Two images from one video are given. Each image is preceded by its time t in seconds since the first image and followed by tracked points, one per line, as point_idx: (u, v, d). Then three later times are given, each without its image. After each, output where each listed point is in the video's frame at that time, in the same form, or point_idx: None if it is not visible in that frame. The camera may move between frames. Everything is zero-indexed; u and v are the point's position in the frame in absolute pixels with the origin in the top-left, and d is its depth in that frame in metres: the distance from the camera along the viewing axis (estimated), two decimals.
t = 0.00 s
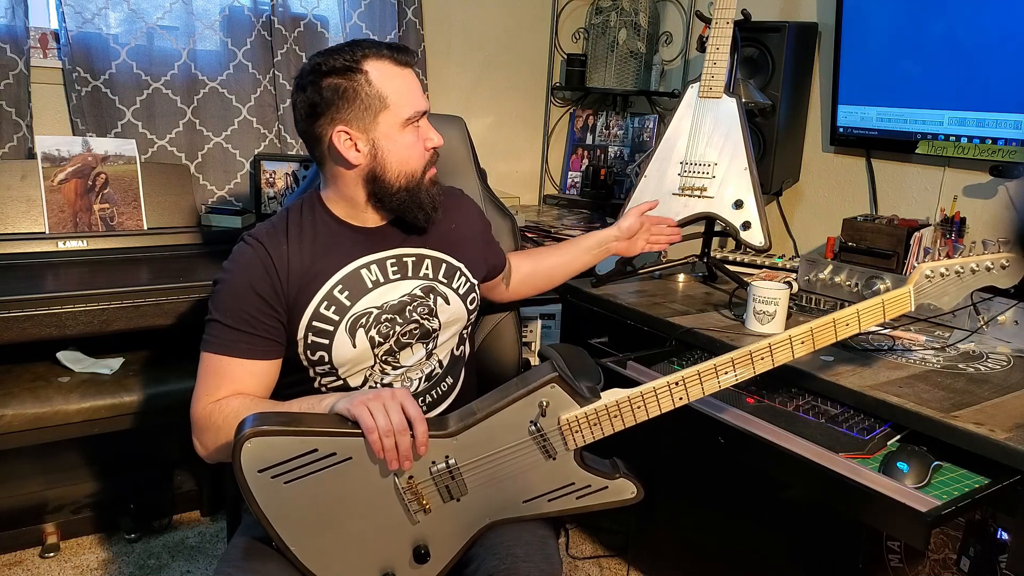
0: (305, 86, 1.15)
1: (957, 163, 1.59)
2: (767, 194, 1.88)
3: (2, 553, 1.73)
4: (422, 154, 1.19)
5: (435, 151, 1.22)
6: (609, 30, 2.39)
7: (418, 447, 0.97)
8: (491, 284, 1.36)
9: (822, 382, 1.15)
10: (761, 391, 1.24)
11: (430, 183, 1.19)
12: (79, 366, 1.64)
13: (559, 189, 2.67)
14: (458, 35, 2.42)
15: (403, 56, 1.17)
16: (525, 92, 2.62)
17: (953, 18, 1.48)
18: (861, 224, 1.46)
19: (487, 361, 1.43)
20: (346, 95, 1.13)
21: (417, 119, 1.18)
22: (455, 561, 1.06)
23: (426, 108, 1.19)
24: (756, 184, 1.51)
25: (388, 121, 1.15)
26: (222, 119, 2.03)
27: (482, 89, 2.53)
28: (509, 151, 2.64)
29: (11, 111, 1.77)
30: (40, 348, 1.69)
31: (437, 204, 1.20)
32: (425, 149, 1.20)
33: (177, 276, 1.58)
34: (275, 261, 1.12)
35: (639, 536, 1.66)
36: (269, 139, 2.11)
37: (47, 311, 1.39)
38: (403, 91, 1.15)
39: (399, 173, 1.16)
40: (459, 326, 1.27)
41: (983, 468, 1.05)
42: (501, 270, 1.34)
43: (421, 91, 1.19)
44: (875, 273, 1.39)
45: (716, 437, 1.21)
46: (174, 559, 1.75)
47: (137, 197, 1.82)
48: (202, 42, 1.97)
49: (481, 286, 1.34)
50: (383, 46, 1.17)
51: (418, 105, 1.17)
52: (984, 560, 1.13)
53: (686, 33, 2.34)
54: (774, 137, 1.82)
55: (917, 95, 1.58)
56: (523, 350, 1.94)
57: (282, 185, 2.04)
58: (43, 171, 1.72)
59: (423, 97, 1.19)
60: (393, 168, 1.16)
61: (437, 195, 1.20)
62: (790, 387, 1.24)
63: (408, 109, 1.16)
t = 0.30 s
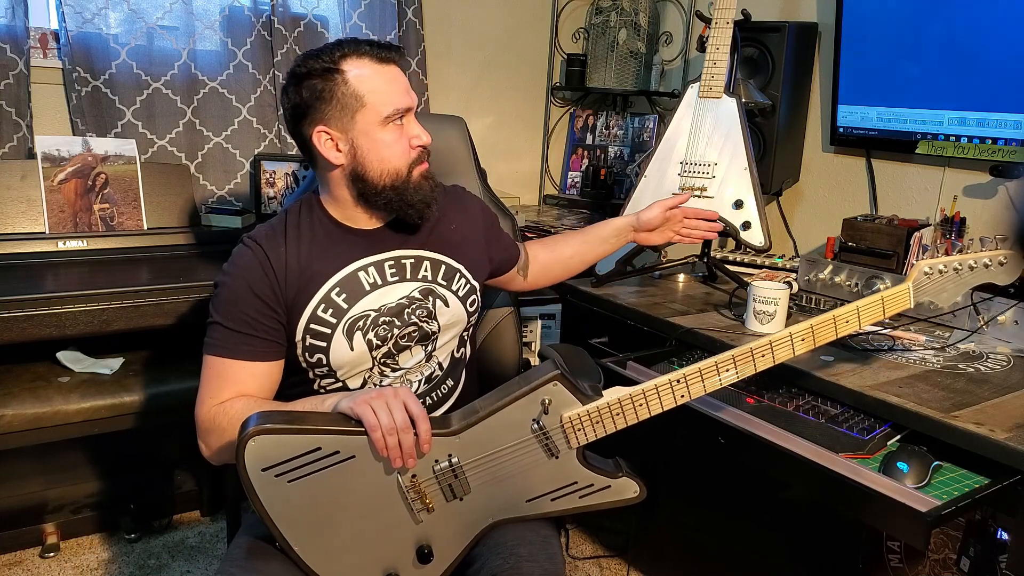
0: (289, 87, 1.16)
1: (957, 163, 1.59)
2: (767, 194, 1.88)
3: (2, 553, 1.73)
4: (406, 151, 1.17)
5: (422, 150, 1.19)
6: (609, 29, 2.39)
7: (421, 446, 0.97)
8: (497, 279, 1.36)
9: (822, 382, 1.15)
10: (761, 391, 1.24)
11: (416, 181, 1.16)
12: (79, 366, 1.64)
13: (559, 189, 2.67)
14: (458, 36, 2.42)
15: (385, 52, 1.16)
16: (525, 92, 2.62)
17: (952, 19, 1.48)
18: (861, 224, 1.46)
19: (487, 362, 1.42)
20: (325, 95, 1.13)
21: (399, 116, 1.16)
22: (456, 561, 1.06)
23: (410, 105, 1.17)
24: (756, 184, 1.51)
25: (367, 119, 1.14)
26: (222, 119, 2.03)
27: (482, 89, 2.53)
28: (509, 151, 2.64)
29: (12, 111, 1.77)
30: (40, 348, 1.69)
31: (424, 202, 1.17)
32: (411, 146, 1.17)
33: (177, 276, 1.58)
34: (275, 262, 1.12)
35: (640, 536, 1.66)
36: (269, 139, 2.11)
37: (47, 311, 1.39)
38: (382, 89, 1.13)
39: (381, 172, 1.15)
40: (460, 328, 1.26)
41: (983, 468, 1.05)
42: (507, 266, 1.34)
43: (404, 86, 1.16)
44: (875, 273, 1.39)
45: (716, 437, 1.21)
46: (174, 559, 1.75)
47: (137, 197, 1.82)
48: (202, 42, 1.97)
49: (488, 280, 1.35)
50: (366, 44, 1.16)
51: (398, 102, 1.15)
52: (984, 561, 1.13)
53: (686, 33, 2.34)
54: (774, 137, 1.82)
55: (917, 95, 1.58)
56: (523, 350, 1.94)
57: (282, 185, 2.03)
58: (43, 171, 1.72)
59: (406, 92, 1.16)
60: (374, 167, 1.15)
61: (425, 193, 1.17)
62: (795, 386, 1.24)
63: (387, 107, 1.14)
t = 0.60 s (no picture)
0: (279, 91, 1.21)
1: (957, 163, 1.59)
2: (767, 194, 1.88)
3: (2, 553, 1.73)
4: (348, 157, 1.12)
5: (369, 153, 1.12)
6: (609, 30, 2.39)
7: (420, 447, 0.97)
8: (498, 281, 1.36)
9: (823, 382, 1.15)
10: (761, 392, 1.24)
11: (353, 189, 1.11)
12: (79, 366, 1.64)
13: (559, 189, 2.67)
14: (458, 36, 2.42)
15: (335, 50, 1.10)
16: (525, 92, 2.62)
17: (952, 19, 1.48)
18: (861, 224, 1.46)
19: (487, 362, 1.42)
20: (287, 97, 1.14)
21: (338, 120, 1.11)
22: (456, 562, 1.06)
23: (352, 107, 1.10)
24: (756, 183, 1.52)
25: (309, 124, 1.12)
26: (222, 119, 2.03)
27: (482, 89, 2.53)
28: (509, 151, 2.64)
29: (12, 111, 1.77)
30: (40, 348, 1.69)
31: (360, 212, 1.11)
32: (354, 152, 1.11)
33: (177, 276, 1.58)
34: (275, 264, 1.12)
35: (640, 536, 1.66)
36: (269, 139, 2.11)
37: (47, 311, 1.38)
38: (318, 92, 1.09)
39: (325, 177, 1.13)
40: (461, 333, 1.26)
41: (983, 468, 1.05)
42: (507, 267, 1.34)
43: (346, 87, 1.10)
44: (875, 273, 1.39)
45: (716, 436, 1.21)
46: (174, 559, 1.75)
47: (137, 197, 1.82)
48: (202, 42, 1.97)
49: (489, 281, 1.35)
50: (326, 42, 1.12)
51: (333, 106, 1.09)
52: (984, 561, 1.13)
53: (686, 33, 2.34)
54: (774, 137, 1.82)
55: (917, 95, 1.58)
56: (523, 349, 1.94)
57: (282, 185, 2.04)
58: (43, 171, 1.72)
59: (348, 94, 1.10)
60: (320, 171, 1.13)
61: (359, 203, 1.11)
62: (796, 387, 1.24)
63: (323, 111, 1.10)
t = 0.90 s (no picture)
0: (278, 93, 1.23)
1: (957, 163, 1.59)
2: (767, 194, 1.88)
3: (2, 553, 1.73)
4: (334, 161, 1.12)
5: (354, 157, 1.12)
6: (609, 29, 2.39)
7: (420, 449, 0.97)
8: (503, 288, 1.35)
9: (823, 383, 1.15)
10: (762, 392, 1.24)
11: (340, 192, 1.11)
12: (79, 366, 1.64)
13: (559, 189, 2.67)
14: (459, 35, 2.42)
15: (320, 53, 1.11)
16: (525, 92, 2.62)
17: (952, 19, 1.48)
18: (861, 224, 1.46)
19: (487, 363, 1.42)
20: (279, 100, 1.16)
21: (324, 124, 1.12)
22: (456, 564, 1.06)
23: (337, 111, 1.11)
24: (756, 183, 1.52)
25: (297, 127, 1.13)
26: (222, 119, 2.03)
27: (482, 89, 2.53)
28: (509, 151, 2.64)
29: (12, 111, 1.77)
30: (40, 348, 1.69)
31: (346, 216, 1.11)
32: (340, 156, 1.12)
33: (177, 276, 1.58)
34: (275, 265, 1.13)
35: (640, 537, 1.66)
36: (269, 139, 2.11)
37: (47, 311, 1.38)
38: (304, 96, 1.10)
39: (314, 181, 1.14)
40: (459, 340, 1.26)
41: (983, 468, 1.04)
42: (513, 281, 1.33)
43: (331, 91, 1.10)
44: (875, 273, 1.38)
45: (716, 437, 1.21)
46: (174, 559, 1.75)
47: (137, 197, 1.82)
48: (202, 42, 1.97)
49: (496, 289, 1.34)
50: (314, 44, 1.13)
51: (318, 110, 1.10)
52: (984, 561, 1.13)
53: (686, 33, 2.34)
54: (774, 137, 1.82)
55: (917, 95, 1.58)
56: (523, 349, 1.94)
57: (282, 185, 2.04)
58: (43, 171, 1.72)
59: (332, 97, 1.10)
60: (309, 175, 1.15)
61: (345, 207, 1.10)
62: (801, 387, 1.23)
63: (309, 115, 1.11)
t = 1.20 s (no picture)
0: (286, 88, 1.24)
1: (957, 163, 1.59)
2: (767, 194, 1.88)
3: (2, 553, 1.73)
4: (338, 160, 1.13)
5: (357, 157, 1.12)
6: (609, 29, 2.39)
7: (416, 449, 0.97)
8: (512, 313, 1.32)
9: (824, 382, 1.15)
10: (762, 392, 1.24)
11: (341, 192, 1.11)
12: (79, 366, 1.64)
13: (559, 189, 2.67)
14: (458, 35, 2.42)
15: (326, 51, 1.11)
16: (525, 92, 2.62)
17: (953, 19, 1.48)
18: (861, 224, 1.46)
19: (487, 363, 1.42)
20: (284, 99, 1.16)
21: (329, 123, 1.12)
22: (455, 562, 1.06)
23: (341, 110, 1.11)
24: (756, 183, 1.51)
25: (302, 126, 1.14)
26: (222, 119, 2.03)
27: (482, 89, 2.53)
28: (509, 151, 2.64)
29: (11, 111, 1.77)
30: (40, 348, 1.69)
31: (348, 215, 1.11)
32: (343, 155, 1.13)
33: (177, 276, 1.58)
34: (273, 262, 1.14)
35: (640, 536, 1.66)
36: (269, 139, 2.11)
37: (47, 311, 1.38)
38: (309, 94, 1.11)
39: (318, 179, 1.15)
40: (456, 348, 1.24)
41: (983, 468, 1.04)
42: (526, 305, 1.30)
43: (336, 90, 1.10)
44: (875, 273, 1.38)
45: (717, 437, 1.21)
46: (174, 559, 1.75)
47: (136, 197, 1.82)
48: (202, 42, 1.97)
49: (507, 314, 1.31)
50: (320, 43, 1.13)
51: (322, 109, 1.11)
52: (984, 561, 1.13)
53: (686, 33, 2.34)
54: (774, 137, 1.82)
55: (917, 95, 1.58)
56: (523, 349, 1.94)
57: (282, 185, 2.04)
58: (43, 171, 1.72)
59: (337, 96, 1.11)
60: (313, 173, 1.15)
61: (347, 206, 1.10)
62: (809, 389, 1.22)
63: (313, 114, 1.12)
